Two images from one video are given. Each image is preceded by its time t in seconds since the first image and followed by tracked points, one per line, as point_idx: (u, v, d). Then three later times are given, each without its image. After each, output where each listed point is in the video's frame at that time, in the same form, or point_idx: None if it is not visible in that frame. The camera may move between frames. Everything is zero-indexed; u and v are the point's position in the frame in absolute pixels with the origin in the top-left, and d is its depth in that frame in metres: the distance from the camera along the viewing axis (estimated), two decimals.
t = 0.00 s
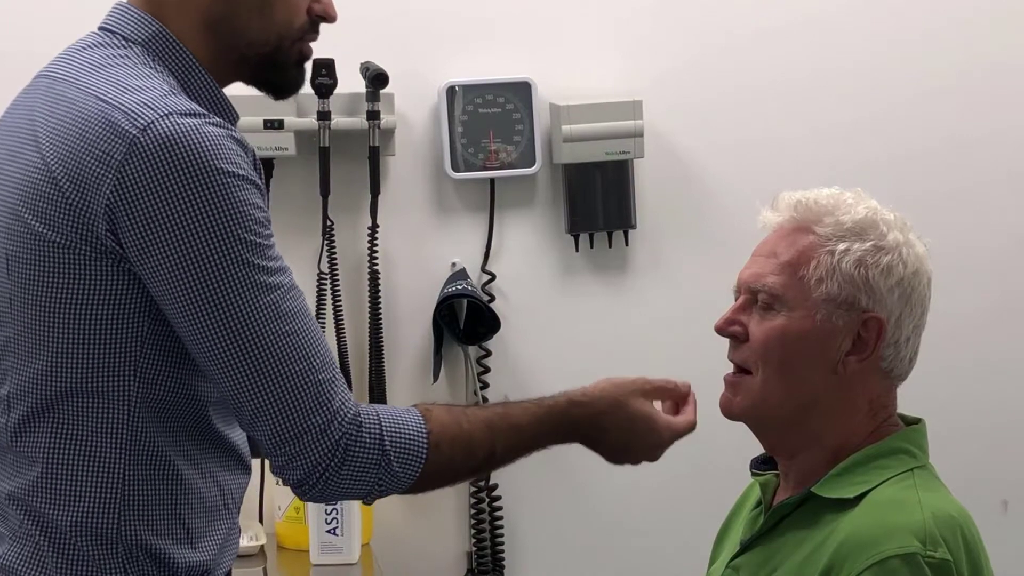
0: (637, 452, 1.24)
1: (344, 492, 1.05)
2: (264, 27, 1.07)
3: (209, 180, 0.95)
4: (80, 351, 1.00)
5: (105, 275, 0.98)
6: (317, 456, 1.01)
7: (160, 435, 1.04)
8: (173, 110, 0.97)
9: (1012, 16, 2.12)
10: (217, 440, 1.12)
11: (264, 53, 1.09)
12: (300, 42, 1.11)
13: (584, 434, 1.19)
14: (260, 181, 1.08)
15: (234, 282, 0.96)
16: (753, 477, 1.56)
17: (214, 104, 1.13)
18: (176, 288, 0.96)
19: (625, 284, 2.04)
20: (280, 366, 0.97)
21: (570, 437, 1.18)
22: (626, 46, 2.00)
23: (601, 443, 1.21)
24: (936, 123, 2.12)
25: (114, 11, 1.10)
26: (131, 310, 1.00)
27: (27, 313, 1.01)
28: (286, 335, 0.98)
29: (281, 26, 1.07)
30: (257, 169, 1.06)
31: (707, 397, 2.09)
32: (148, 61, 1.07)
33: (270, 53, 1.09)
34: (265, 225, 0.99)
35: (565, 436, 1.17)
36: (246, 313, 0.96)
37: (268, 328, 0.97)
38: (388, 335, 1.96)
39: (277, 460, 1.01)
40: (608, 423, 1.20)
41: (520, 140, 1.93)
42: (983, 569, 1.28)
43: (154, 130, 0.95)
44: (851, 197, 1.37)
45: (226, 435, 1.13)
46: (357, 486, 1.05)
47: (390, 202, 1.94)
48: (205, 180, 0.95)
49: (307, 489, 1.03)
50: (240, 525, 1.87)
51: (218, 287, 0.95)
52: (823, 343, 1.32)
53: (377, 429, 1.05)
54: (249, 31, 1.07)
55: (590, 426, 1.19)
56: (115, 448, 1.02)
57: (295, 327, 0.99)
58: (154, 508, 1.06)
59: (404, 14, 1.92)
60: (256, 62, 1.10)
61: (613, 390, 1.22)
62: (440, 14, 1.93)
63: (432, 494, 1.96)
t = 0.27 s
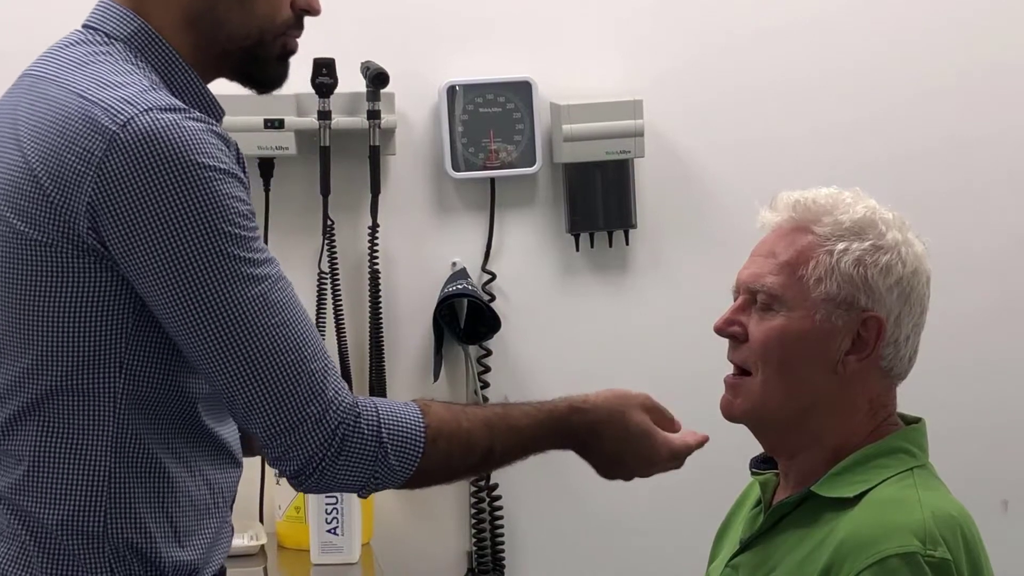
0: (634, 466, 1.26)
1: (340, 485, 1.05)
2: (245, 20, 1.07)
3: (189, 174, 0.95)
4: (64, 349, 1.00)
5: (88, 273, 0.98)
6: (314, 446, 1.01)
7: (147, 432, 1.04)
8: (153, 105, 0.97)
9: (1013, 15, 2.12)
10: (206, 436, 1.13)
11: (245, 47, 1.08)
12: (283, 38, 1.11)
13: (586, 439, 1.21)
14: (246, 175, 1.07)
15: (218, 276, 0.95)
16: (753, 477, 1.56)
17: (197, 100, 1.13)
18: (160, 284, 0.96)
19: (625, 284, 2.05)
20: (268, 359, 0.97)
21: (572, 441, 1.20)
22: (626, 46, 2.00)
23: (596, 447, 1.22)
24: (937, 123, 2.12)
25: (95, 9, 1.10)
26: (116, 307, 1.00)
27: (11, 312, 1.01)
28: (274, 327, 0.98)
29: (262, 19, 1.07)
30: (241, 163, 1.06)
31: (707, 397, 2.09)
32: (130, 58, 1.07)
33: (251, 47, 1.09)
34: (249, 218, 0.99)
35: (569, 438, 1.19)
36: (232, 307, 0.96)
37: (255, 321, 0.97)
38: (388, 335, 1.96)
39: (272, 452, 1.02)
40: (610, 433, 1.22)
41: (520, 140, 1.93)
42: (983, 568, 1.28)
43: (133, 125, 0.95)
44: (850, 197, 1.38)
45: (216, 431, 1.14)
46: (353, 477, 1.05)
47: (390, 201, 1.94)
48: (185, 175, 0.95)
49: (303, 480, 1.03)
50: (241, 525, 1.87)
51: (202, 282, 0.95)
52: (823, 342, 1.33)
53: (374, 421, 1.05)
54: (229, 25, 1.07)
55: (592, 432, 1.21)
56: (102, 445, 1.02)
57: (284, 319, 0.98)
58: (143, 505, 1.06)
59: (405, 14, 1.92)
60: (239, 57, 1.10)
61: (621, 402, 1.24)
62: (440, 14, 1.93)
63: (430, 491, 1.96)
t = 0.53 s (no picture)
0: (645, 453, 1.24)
1: (351, 484, 1.06)
2: (250, 18, 1.07)
3: (193, 178, 0.95)
4: (66, 352, 1.00)
5: (91, 276, 0.98)
6: (324, 447, 1.02)
7: (149, 435, 1.04)
8: (156, 109, 0.97)
9: (1013, 15, 2.12)
10: (208, 438, 1.13)
11: (250, 45, 1.09)
12: (285, 35, 1.11)
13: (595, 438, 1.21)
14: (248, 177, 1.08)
15: (223, 280, 0.96)
16: (753, 476, 1.56)
17: (200, 102, 1.13)
18: (165, 287, 0.96)
19: (625, 283, 2.05)
20: (275, 362, 0.98)
21: (580, 441, 1.20)
22: (626, 45, 2.00)
23: (607, 447, 1.22)
24: (937, 123, 2.12)
25: (96, 10, 1.10)
26: (118, 310, 1.00)
27: (13, 314, 1.01)
28: (281, 330, 0.98)
29: (268, 17, 1.07)
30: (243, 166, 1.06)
31: (707, 396, 2.09)
32: (134, 60, 1.07)
33: (256, 45, 1.09)
34: (253, 221, 0.99)
35: (577, 438, 1.19)
36: (238, 310, 0.96)
37: (263, 323, 0.97)
38: (388, 334, 1.96)
39: (283, 454, 1.02)
40: (618, 428, 1.21)
41: (520, 139, 1.93)
42: (983, 568, 1.28)
43: (136, 129, 0.95)
44: (850, 196, 1.38)
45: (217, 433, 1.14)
46: (364, 477, 1.05)
47: (390, 201, 1.94)
48: (188, 179, 0.95)
49: (313, 480, 1.04)
50: (240, 524, 1.87)
51: (208, 286, 0.95)
52: (823, 342, 1.33)
53: (385, 421, 1.06)
54: (235, 24, 1.07)
55: (601, 431, 1.21)
56: (106, 448, 1.02)
57: (292, 322, 0.99)
58: (144, 508, 1.06)
59: (405, 14, 1.92)
60: (244, 56, 1.10)
61: (629, 394, 1.24)
62: (440, 13, 1.93)
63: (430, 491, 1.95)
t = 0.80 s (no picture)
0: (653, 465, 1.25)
1: (355, 491, 1.06)
2: (266, 17, 1.07)
3: (210, 180, 0.95)
4: (79, 352, 1.00)
5: (105, 277, 0.98)
6: (330, 453, 1.02)
7: (160, 436, 1.05)
8: (173, 110, 0.97)
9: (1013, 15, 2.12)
10: (216, 440, 1.13)
11: (266, 45, 1.09)
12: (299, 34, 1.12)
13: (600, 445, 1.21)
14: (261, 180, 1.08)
15: (236, 282, 0.96)
16: (753, 475, 1.56)
17: (214, 103, 1.14)
18: (178, 289, 0.96)
19: (625, 283, 2.05)
20: (285, 365, 0.98)
21: (585, 449, 1.19)
22: (627, 45, 2.00)
23: (614, 458, 1.22)
24: (937, 122, 2.12)
25: (112, 10, 1.10)
26: (131, 311, 1.00)
27: (26, 313, 1.01)
28: (291, 334, 0.98)
29: (284, 17, 1.08)
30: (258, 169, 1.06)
31: (708, 396, 2.09)
32: (149, 60, 1.07)
33: (271, 45, 1.09)
34: (267, 225, 1.00)
35: (582, 447, 1.19)
36: (250, 313, 0.96)
37: (274, 326, 0.97)
38: (389, 334, 1.96)
39: (289, 459, 1.02)
40: (624, 437, 1.21)
41: (521, 139, 1.93)
42: (983, 568, 1.28)
43: (153, 130, 0.95)
44: (850, 195, 1.38)
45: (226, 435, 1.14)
46: (368, 484, 1.06)
47: (391, 201, 1.94)
48: (205, 181, 0.95)
49: (318, 486, 1.04)
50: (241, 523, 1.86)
51: (221, 288, 0.96)
52: (823, 341, 1.33)
53: (390, 429, 1.06)
54: (250, 24, 1.07)
55: (606, 439, 1.20)
56: (117, 449, 1.03)
57: (302, 326, 0.99)
58: (152, 509, 1.06)
59: (405, 13, 1.92)
60: (259, 55, 1.11)
61: (633, 405, 1.23)
62: (441, 14, 1.93)
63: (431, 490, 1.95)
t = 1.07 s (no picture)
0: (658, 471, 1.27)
1: (358, 497, 1.06)
2: (286, 21, 1.08)
3: (231, 184, 0.96)
4: (93, 350, 1.00)
5: (121, 276, 0.98)
6: (337, 459, 1.02)
7: (171, 436, 1.05)
8: (195, 113, 0.98)
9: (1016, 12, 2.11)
10: (226, 440, 1.13)
11: (284, 48, 1.10)
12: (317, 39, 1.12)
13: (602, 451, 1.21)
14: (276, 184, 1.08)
15: (252, 286, 0.96)
16: (756, 474, 1.56)
17: (231, 105, 1.14)
18: (195, 290, 0.96)
19: (629, 281, 2.04)
20: (298, 369, 0.98)
21: (587, 454, 1.20)
22: (629, 43, 2.00)
23: (619, 464, 1.24)
24: (940, 120, 2.12)
25: (133, 8, 1.10)
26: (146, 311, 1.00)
27: (41, 309, 1.01)
28: (304, 338, 0.98)
29: (303, 21, 1.08)
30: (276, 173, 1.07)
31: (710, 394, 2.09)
32: (169, 61, 1.07)
33: (288, 49, 1.10)
34: (284, 229, 1.00)
35: (584, 452, 1.19)
36: (265, 316, 0.97)
37: (287, 330, 0.97)
38: (393, 332, 1.96)
39: (294, 463, 1.02)
40: (627, 444, 1.23)
41: (524, 137, 1.93)
42: (986, 567, 1.28)
43: (176, 132, 0.95)
44: (853, 193, 1.37)
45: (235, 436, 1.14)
46: (372, 491, 1.06)
47: (394, 198, 1.94)
48: (225, 185, 0.96)
49: (322, 492, 1.04)
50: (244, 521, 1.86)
51: (237, 291, 0.96)
52: (825, 340, 1.32)
53: (395, 435, 1.06)
54: (269, 27, 1.08)
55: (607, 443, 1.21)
56: (129, 447, 1.03)
57: (314, 330, 0.99)
58: (161, 508, 1.06)
59: (408, 12, 1.92)
60: (278, 60, 1.11)
61: (638, 414, 1.24)
62: (443, 11, 1.93)
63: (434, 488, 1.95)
